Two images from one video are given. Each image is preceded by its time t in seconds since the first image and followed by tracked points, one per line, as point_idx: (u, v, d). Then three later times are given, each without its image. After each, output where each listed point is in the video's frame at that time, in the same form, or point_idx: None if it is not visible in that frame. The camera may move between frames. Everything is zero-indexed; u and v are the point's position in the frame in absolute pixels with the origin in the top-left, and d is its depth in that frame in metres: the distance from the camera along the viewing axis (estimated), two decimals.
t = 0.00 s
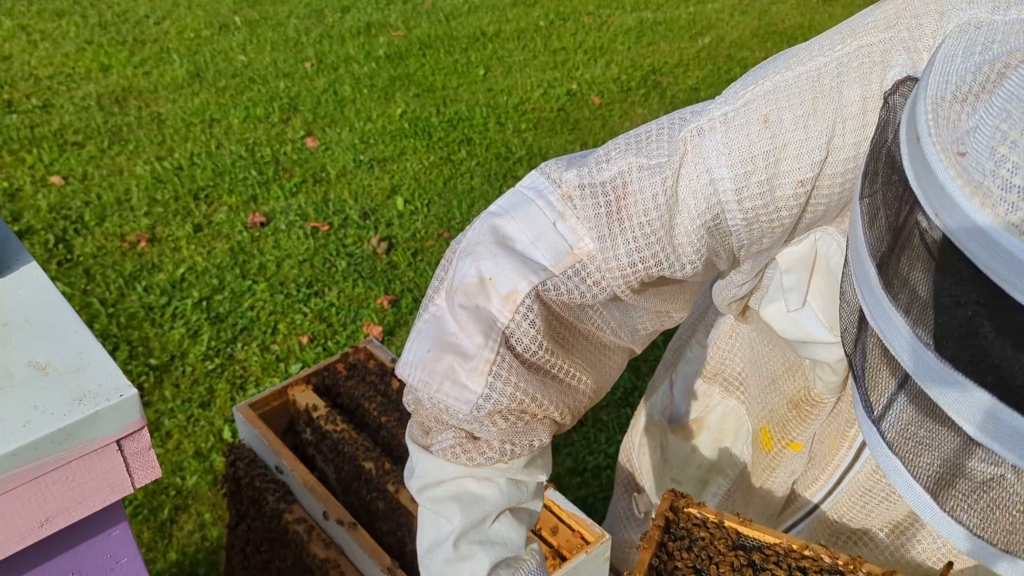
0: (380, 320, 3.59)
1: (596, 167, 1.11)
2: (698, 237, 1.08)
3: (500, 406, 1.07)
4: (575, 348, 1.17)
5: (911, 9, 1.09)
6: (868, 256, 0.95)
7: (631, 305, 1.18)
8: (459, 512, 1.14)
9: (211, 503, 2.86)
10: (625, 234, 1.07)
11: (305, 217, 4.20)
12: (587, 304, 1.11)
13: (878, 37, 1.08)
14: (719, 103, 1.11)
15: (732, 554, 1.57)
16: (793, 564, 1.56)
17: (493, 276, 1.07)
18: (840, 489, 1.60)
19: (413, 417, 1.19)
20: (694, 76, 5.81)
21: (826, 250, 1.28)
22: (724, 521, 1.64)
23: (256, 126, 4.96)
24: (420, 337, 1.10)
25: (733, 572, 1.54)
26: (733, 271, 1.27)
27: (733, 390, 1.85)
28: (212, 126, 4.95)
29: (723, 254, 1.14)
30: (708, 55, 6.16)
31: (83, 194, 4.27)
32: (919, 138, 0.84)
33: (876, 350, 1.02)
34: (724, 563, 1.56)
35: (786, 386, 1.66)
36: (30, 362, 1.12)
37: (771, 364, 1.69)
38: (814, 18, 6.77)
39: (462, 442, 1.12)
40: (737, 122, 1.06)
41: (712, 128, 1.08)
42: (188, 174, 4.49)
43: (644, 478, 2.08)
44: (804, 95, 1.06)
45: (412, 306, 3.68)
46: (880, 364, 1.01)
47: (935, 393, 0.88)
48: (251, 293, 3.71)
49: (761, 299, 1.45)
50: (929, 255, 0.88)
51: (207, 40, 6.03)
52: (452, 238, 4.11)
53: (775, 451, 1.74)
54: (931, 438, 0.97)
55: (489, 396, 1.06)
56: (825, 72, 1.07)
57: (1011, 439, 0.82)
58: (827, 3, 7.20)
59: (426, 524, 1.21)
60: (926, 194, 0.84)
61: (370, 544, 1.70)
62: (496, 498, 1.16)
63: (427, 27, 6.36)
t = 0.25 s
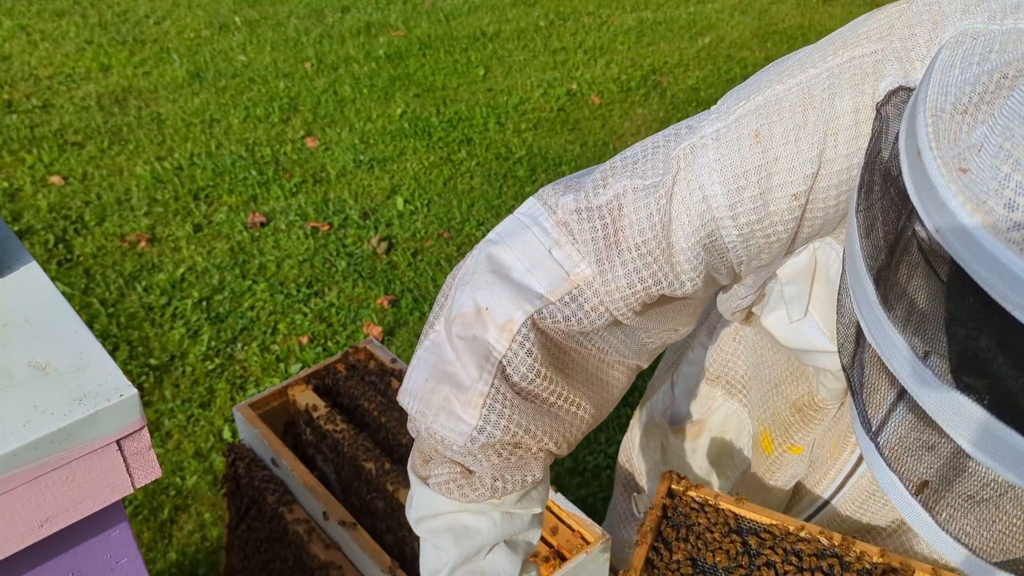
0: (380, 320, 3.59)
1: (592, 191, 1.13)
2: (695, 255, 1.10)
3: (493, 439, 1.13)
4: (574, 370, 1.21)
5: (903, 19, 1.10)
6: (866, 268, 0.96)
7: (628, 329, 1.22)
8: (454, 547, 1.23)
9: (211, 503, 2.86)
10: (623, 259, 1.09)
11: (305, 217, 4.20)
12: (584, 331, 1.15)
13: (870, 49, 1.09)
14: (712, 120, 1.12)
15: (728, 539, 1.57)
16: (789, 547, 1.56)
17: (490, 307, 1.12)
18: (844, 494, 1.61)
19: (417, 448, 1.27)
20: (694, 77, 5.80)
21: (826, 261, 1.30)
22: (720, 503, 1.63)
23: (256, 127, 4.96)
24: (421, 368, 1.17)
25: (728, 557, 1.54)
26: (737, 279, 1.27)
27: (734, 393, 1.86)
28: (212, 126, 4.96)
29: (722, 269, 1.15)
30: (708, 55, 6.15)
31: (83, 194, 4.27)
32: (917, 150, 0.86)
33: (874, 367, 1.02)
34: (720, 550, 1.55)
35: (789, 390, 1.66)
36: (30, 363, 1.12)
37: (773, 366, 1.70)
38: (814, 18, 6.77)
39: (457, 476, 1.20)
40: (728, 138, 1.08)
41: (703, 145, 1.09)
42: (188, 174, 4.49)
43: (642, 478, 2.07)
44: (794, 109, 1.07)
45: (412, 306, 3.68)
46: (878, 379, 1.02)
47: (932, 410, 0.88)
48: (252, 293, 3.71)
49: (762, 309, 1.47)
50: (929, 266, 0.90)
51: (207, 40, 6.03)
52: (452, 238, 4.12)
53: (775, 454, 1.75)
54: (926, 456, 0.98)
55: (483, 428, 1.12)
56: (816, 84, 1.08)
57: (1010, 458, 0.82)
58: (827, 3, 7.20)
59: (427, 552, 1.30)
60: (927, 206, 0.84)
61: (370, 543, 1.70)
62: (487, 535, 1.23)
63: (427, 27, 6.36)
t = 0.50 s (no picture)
0: (380, 320, 3.59)
1: (582, 221, 1.14)
2: (684, 282, 1.08)
3: (484, 473, 1.15)
4: (571, 398, 1.23)
5: (890, 38, 1.02)
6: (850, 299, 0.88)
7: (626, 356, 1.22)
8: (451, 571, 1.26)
9: (211, 502, 2.86)
10: (615, 286, 1.10)
11: (305, 217, 4.20)
12: (579, 362, 1.16)
13: (852, 70, 1.02)
14: (698, 145, 1.10)
15: (727, 536, 1.57)
16: (785, 545, 1.56)
17: (484, 341, 1.14)
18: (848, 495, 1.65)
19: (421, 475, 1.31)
20: (694, 76, 5.81)
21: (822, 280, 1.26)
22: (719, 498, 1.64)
23: (256, 127, 4.96)
24: (421, 398, 1.21)
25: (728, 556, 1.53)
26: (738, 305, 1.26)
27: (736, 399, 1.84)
28: (212, 126, 4.95)
29: (718, 292, 1.13)
30: (708, 55, 6.15)
31: (83, 194, 4.27)
32: (898, 175, 0.79)
33: (861, 396, 0.94)
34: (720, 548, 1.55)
35: (791, 400, 1.66)
36: (30, 363, 1.12)
37: (774, 377, 1.68)
38: (814, 18, 6.78)
39: (456, 503, 1.23)
40: (713, 163, 1.05)
41: (690, 170, 1.07)
42: (188, 174, 4.49)
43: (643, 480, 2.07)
44: (777, 132, 1.02)
45: (412, 306, 3.68)
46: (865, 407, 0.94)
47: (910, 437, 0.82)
48: (251, 293, 3.71)
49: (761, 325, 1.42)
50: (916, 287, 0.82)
51: (207, 40, 6.03)
52: (452, 238, 4.11)
53: (776, 461, 1.77)
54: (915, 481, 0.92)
55: (475, 462, 1.14)
56: (799, 106, 1.03)
57: (992, 493, 0.77)
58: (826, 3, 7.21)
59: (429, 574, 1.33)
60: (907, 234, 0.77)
61: (370, 543, 1.70)
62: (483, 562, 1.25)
63: (427, 27, 6.36)
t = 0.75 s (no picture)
0: (380, 320, 3.59)
1: (578, 225, 1.13)
2: (682, 285, 1.09)
3: (476, 479, 1.16)
4: (565, 403, 1.23)
5: (889, 38, 1.02)
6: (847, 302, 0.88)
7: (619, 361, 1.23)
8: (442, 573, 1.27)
9: (211, 502, 2.86)
10: (610, 289, 1.10)
11: (305, 217, 4.20)
12: (573, 366, 1.16)
13: (851, 71, 1.02)
14: (694, 147, 1.10)
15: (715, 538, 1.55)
16: (775, 546, 1.54)
17: (478, 346, 1.14)
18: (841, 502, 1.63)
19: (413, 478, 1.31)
20: (694, 77, 5.81)
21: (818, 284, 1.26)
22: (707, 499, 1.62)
23: (256, 127, 4.96)
24: (416, 403, 1.21)
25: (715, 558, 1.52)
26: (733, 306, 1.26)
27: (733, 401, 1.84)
28: (212, 126, 4.95)
29: (713, 294, 1.13)
30: (708, 55, 6.15)
31: (83, 194, 4.27)
32: (897, 177, 0.79)
33: (858, 399, 0.93)
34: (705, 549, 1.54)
35: (785, 403, 1.66)
36: (30, 363, 1.12)
37: (769, 380, 1.68)
38: (814, 18, 6.77)
39: (447, 507, 1.23)
40: (708, 165, 1.05)
41: (685, 172, 1.07)
42: (188, 174, 4.49)
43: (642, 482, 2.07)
44: (772, 134, 1.03)
45: (412, 306, 3.68)
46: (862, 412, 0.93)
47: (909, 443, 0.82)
48: (251, 293, 3.71)
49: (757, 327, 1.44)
50: (914, 289, 0.83)
51: (207, 40, 6.03)
52: (452, 238, 4.11)
53: (771, 464, 1.76)
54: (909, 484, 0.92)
55: (467, 468, 1.15)
56: (795, 108, 1.03)
57: (992, 501, 0.76)
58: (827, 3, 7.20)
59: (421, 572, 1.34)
60: (906, 237, 0.77)
61: (370, 544, 1.70)
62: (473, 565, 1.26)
63: (427, 27, 6.36)
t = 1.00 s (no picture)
0: (380, 320, 3.59)
1: (572, 221, 1.15)
2: (678, 280, 1.09)
3: (472, 475, 1.16)
4: (560, 401, 1.23)
5: (885, 36, 1.02)
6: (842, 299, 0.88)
7: (614, 360, 1.22)
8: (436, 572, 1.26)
9: (211, 502, 2.86)
10: (605, 285, 1.11)
11: (305, 217, 4.20)
12: (568, 364, 1.16)
13: (847, 69, 1.02)
14: (689, 145, 1.10)
15: (710, 544, 1.53)
16: (769, 552, 1.52)
17: (472, 343, 1.14)
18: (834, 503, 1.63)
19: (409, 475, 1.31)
20: (694, 77, 5.81)
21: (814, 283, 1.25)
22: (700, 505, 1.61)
23: (256, 127, 4.96)
24: (411, 400, 1.22)
25: (712, 564, 1.49)
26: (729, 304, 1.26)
27: (730, 401, 1.84)
28: (212, 126, 4.95)
29: (708, 291, 1.13)
30: (708, 55, 6.16)
31: (83, 194, 4.27)
32: (894, 171, 0.79)
33: (854, 396, 0.93)
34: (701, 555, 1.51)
35: (781, 403, 1.66)
36: (30, 363, 1.12)
37: (765, 379, 1.68)
38: (814, 18, 6.77)
39: (442, 505, 1.23)
40: (702, 162, 1.05)
41: (679, 169, 1.07)
42: (188, 174, 4.49)
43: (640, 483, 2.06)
44: (767, 131, 1.03)
45: (412, 306, 3.68)
46: (859, 408, 0.93)
47: (908, 440, 0.81)
48: (251, 293, 3.71)
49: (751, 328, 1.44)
50: (909, 288, 0.82)
51: (207, 40, 6.03)
52: (452, 238, 4.11)
53: (768, 465, 1.75)
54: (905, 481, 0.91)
55: (462, 465, 1.15)
56: (790, 104, 1.03)
57: (990, 496, 0.75)
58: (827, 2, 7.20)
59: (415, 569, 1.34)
60: (904, 229, 0.76)
61: (370, 543, 1.69)
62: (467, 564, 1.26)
63: (427, 27, 6.36)
